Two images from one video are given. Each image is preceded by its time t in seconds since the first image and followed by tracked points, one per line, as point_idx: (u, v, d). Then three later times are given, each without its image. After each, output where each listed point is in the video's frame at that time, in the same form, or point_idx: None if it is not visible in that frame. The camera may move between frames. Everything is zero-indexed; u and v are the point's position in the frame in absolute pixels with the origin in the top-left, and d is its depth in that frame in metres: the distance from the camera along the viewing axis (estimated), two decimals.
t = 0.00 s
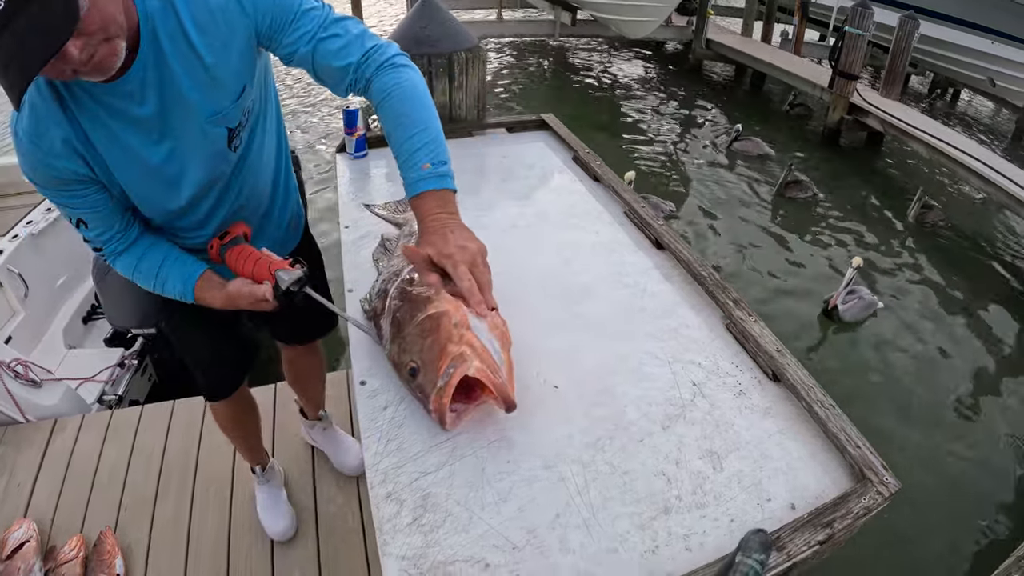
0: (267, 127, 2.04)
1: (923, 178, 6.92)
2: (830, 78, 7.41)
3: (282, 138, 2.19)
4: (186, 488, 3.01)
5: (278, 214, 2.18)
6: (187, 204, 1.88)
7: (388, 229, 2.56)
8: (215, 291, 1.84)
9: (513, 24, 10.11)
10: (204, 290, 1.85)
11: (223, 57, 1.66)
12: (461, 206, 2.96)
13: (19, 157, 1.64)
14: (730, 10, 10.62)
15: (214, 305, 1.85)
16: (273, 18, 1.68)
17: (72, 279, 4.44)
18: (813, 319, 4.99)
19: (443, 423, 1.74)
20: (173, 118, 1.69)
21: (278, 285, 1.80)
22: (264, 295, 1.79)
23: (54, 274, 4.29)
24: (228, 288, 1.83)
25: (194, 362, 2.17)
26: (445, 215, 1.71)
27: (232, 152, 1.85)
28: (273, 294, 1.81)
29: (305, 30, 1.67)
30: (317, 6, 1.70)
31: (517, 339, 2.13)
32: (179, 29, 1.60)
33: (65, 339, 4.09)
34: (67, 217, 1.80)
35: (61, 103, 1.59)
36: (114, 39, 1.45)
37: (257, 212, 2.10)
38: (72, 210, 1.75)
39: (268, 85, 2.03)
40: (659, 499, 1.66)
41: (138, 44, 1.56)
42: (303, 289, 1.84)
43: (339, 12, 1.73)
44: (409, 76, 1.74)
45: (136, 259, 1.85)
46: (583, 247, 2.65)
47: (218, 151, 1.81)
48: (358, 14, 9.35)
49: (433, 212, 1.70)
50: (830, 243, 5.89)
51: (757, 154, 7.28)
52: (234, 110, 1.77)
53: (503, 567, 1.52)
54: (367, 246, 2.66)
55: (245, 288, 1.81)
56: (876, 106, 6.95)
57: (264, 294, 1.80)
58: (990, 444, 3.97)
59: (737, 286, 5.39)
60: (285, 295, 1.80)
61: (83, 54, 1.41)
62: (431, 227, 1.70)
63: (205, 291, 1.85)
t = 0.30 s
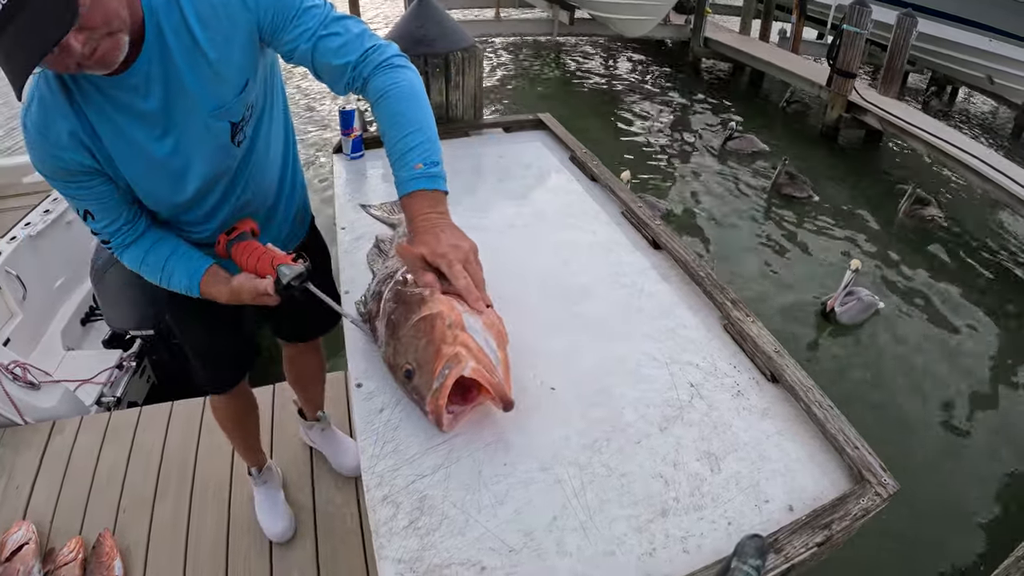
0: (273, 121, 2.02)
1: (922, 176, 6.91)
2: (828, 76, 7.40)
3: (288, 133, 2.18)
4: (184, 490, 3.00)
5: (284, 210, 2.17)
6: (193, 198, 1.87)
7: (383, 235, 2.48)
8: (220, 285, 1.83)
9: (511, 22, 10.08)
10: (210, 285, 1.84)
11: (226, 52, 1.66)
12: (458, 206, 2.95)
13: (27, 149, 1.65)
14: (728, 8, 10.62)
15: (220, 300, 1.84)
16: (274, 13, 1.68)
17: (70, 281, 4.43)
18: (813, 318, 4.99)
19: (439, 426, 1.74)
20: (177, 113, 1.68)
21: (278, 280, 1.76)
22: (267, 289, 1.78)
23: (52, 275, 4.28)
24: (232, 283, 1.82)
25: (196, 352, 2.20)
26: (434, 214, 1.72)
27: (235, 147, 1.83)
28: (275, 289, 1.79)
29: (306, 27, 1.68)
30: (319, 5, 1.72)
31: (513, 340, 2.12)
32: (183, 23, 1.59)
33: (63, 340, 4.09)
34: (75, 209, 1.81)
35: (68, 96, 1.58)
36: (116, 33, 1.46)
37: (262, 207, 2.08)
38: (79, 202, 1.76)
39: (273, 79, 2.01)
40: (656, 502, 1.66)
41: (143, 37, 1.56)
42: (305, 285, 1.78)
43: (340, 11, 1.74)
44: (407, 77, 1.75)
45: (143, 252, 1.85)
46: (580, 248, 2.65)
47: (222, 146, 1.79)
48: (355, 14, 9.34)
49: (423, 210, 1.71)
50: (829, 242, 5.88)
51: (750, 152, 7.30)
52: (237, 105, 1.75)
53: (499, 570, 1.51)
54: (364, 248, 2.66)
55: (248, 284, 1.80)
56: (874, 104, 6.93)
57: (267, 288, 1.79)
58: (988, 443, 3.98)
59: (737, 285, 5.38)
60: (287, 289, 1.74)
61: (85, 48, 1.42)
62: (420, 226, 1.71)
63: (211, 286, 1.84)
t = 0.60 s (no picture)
0: (271, 113, 2.02)
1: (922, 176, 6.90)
2: (828, 75, 7.39)
3: (287, 125, 2.18)
4: (183, 487, 3.01)
5: (283, 204, 2.17)
6: (192, 193, 1.88)
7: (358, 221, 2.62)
8: (219, 288, 1.85)
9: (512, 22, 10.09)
10: (207, 287, 1.86)
11: (221, 49, 1.66)
12: (454, 203, 2.95)
13: (30, 144, 1.69)
14: (729, 8, 10.61)
15: (215, 303, 1.86)
16: (267, 11, 1.66)
17: (70, 279, 4.44)
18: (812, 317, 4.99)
19: (436, 412, 1.77)
20: (174, 109, 1.69)
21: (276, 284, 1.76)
22: (262, 293, 1.79)
23: (52, 273, 4.29)
24: (230, 286, 1.83)
25: (197, 350, 2.22)
26: (421, 209, 1.73)
27: (231, 142, 1.84)
28: (271, 292, 1.80)
29: (299, 26, 1.68)
30: (312, 3, 1.70)
31: (507, 335, 2.13)
32: (178, 21, 1.59)
33: (63, 338, 4.10)
34: (77, 203, 1.83)
35: (69, 93, 1.61)
36: (111, 33, 1.46)
37: (262, 201, 2.09)
38: (81, 197, 1.79)
39: (270, 72, 2.01)
40: (649, 496, 1.66)
41: (139, 36, 1.56)
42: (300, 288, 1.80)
43: (333, 10, 1.73)
44: (397, 75, 1.75)
45: (143, 248, 1.87)
46: (576, 244, 2.65)
47: (218, 141, 1.80)
48: (355, 13, 9.36)
49: (409, 205, 1.72)
50: (828, 241, 5.88)
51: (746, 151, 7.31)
52: (233, 100, 1.76)
53: (491, 563, 1.51)
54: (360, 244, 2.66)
55: (245, 287, 1.81)
56: (874, 104, 6.92)
57: (263, 293, 1.80)
58: (988, 442, 3.97)
59: (736, 284, 5.38)
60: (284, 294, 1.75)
61: (80, 48, 1.42)
62: (407, 221, 1.73)
63: (208, 289, 1.86)
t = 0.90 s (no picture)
0: (263, 111, 2.01)
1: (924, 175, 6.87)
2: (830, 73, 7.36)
3: (281, 122, 2.15)
4: (182, 487, 2.99)
5: (276, 203, 2.15)
6: (182, 192, 1.87)
7: (343, 213, 2.58)
8: (206, 286, 1.83)
9: (513, 20, 10.07)
10: (193, 286, 1.84)
11: (208, 48, 1.65)
12: (454, 201, 2.93)
13: (22, 142, 1.70)
14: (731, 6, 10.58)
15: (202, 301, 1.84)
16: (253, 11, 1.65)
17: (70, 277, 4.43)
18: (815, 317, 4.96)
19: (432, 413, 1.75)
20: (164, 108, 1.69)
21: (266, 281, 1.73)
22: (253, 291, 1.75)
23: (52, 271, 4.27)
24: (218, 284, 1.81)
25: (195, 347, 2.19)
26: (418, 212, 1.70)
27: (221, 141, 1.83)
28: (262, 290, 1.77)
29: (283, 25, 1.65)
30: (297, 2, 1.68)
31: (507, 334, 2.11)
32: (166, 21, 1.59)
33: (63, 336, 4.08)
34: (68, 201, 1.84)
35: (58, 91, 1.62)
36: (98, 33, 1.45)
37: (255, 199, 2.07)
38: (71, 195, 1.79)
39: (262, 70, 2.00)
40: (652, 497, 1.63)
41: (127, 36, 1.56)
42: (293, 287, 1.77)
43: (319, 8, 1.70)
44: (386, 76, 1.72)
45: (131, 249, 1.86)
46: (577, 242, 2.62)
47: (209, 139, 1.79)
48: (357, 12, 9.35)
49: (405, 209, 1.69)
50: (830, 240, 5.85)
51: (744, 150, 7.28)
52: (223, 98, 1.75)
53: (491, 565, 1.49)
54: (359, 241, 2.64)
55: (234, 284, 1.79)
56: (876, 102, 6.88)
57: (252, 290, 1.76)
58: (991, 442, 3.94)
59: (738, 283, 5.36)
60: (275, 292, 1.73)
61: (68, 48, 1.42)
62: (404, 224, 1.70)
63: (195, 288, 1.84)
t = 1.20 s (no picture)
0: (259, 110, 2.02)
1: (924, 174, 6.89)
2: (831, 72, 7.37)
3: (278, 120, 2.16)
4: (184, 485, 3.00)
5: (276, 201, 2.16)
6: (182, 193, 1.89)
7: (346, 212, 2.59)
8: (207, 284, 1.83)
9: (513, 19, 10.07)
10: (195, 284, 1.84)
11: (201, 51, 1.66)
12: (457, 200, 2.94)
13: (22, 146, 1.72)
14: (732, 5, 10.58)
15: (205, 299, 1.84)
16: (244, 12, 1.65)
17: (72, 275, 4.44)
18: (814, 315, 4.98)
19: (436, 410, 1.76)
20: (161, 110, 1.70)
21: (266, 279, 1.74)
22: (254, 289, 1.75)
23: (54, 270, 4.29)
24: (219, 281, 1.81)
25: (198, 346, 2.20)
26: (419, 211, 1.71)
27: (219, 141, 1.84)
28: (263, 288, 1.77)
29: (275, 27, 1.66)
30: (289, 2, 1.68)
31: (511, 332, 2.12)
32: (160, 25, 1.60)
33: (65, 335, 4.10)
34: (68, 203, 1.85)
35: (56, 96, 1.63)
36: (93, 40, 1.46)
37: (255, 198, 2.08)
38: (72, 197, 1.81)
39: (257, 70, 2.01)
40: (655, 493, 1.65)
41: (122, 41, 1.57)
42: (294, 284, 1.79)
43: (311, 9, 1.71)
44: (380, 75, 1.73)
45: (132, 249, 1.87)
46: (579, 240, 2.63)
47: (205, 140, 1.80)
48: (358, 11, 9.37)
49: (407, 209, 1.71)
50: (830, 238, 5.87)
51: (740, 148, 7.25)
52: (218, 99, 1.76)
53: (496, 561, 1.50)
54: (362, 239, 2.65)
55: (235, 282, 1.79)
56: (877, 101, 6.91)
57: (253, 288, 1.76)
58: (991, 440, 3.95)
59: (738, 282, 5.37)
60: (275, 289, 1.73)
61: (62, 56, 1.43)
62: (407, 223, 1.72)
63: (196, 286, 1.84)
